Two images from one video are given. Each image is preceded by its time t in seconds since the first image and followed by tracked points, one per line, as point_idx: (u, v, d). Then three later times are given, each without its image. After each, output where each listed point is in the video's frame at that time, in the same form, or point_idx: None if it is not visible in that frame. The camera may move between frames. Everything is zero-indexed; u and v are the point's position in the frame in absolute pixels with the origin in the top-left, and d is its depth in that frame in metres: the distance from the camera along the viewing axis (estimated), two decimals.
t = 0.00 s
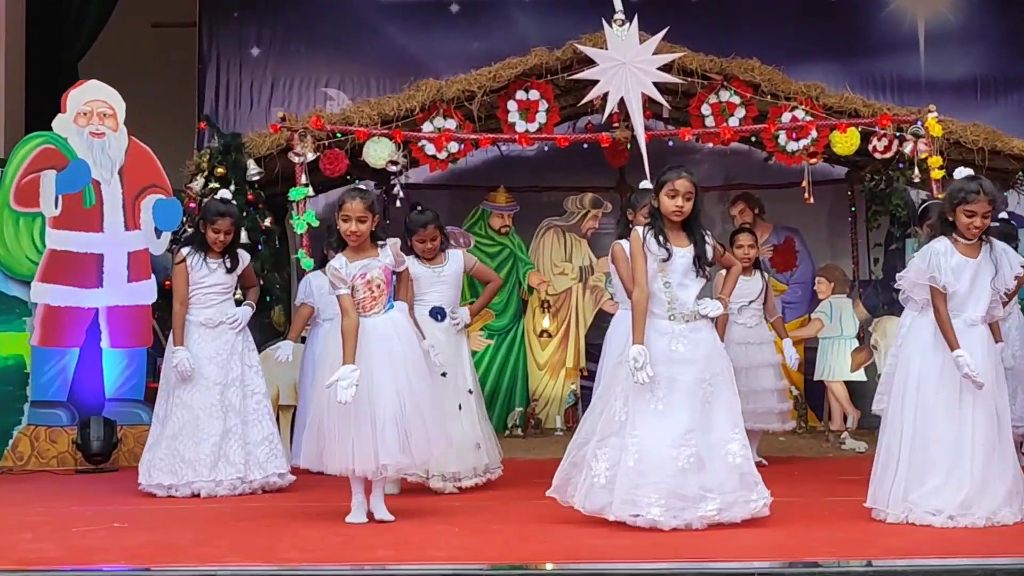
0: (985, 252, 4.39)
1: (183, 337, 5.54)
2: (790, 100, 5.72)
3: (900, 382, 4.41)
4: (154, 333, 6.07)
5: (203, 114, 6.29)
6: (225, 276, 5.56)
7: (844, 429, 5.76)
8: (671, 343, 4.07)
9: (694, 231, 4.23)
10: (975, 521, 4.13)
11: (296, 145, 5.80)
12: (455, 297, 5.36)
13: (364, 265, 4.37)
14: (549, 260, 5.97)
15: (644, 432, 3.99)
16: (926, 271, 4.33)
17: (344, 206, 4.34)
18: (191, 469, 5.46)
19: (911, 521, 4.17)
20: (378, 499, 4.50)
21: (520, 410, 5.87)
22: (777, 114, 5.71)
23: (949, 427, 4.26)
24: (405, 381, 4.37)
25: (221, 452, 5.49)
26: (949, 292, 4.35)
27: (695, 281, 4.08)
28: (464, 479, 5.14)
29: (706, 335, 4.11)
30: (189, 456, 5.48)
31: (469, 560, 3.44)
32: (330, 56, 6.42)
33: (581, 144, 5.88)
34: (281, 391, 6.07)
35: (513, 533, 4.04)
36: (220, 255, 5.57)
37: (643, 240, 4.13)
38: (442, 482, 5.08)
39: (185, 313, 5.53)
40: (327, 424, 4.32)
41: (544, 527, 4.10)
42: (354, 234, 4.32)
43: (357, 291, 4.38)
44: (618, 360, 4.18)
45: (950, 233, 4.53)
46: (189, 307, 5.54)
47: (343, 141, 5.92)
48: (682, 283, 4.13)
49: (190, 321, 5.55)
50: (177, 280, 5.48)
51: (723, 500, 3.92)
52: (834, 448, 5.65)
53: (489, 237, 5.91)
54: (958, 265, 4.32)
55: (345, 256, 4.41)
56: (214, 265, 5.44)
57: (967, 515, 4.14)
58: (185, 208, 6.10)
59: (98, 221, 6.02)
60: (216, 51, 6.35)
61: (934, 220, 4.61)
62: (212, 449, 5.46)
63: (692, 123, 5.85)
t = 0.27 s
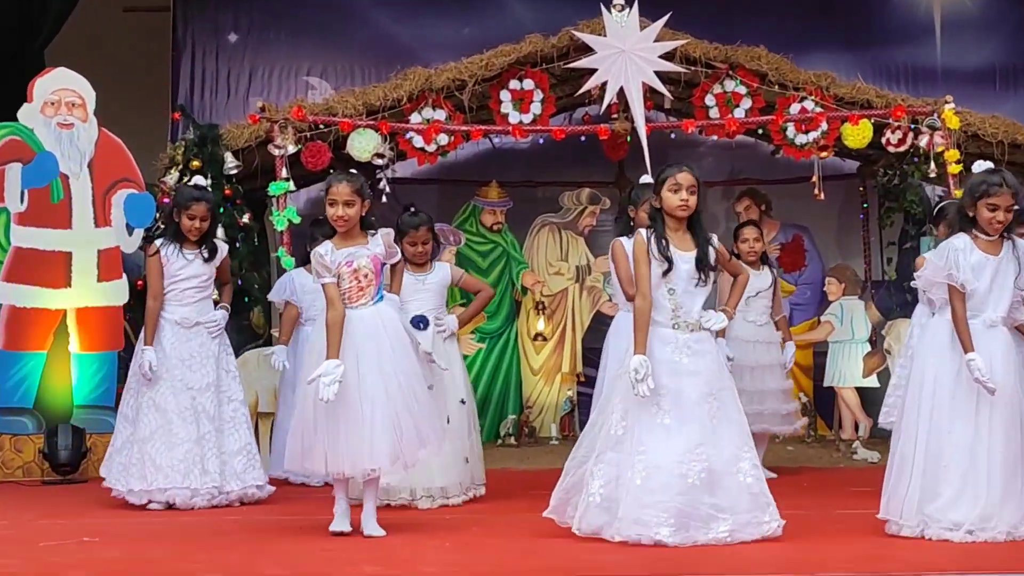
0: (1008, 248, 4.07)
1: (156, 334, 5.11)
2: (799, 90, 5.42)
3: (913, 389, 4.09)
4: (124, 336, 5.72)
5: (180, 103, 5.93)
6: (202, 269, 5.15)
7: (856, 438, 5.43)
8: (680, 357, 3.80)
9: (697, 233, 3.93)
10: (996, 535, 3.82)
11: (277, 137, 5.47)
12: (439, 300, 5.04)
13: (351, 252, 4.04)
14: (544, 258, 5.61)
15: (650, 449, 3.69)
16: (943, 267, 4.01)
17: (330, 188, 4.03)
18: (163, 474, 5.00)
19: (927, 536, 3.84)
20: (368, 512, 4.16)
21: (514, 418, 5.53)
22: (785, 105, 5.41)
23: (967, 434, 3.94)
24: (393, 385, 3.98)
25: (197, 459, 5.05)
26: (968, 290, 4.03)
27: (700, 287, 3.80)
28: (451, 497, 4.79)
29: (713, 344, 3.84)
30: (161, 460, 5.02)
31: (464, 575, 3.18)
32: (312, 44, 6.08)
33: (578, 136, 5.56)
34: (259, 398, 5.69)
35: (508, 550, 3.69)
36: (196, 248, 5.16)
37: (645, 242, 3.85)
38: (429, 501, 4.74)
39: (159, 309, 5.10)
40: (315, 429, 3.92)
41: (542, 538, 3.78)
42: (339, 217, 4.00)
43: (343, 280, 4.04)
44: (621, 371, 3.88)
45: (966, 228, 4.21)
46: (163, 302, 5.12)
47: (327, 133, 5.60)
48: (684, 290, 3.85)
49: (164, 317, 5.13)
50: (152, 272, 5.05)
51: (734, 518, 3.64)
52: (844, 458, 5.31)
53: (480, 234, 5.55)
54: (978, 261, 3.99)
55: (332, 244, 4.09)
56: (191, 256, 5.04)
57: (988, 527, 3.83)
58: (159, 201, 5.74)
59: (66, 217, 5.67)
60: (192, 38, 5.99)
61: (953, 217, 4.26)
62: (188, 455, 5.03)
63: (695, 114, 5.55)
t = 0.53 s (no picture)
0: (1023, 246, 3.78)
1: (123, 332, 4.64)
2: (803, 79, 5.12)
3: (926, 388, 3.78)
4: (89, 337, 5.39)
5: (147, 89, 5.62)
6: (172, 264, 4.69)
7: (862, 446, 5.15)
8: (679, 363, 3.50)
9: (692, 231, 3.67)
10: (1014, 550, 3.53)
11: (251, 127, 5.16)
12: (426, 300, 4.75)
13: (332, 250, 3.74)
14: (533, 256, 5.28)
15: (648, 463, 3.39)
16: (953, 264, 3.71)
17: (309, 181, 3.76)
18: (136, 482, 4.52)
19: (940, 546, 3.55)
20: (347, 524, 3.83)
21: (501, 425, 5.23)
22: (789, 94, 5.12)
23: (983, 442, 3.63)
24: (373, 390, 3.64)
25: (170, 465, 4.58)
26: (980, 291, 3.73)
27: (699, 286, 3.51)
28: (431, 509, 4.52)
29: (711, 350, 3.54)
30: (133, 467, 4.54)
31: None
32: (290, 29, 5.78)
33: (570, 127, 5.26)
34: (233, 402, 5.41)
35: (496, 566, 3.35)
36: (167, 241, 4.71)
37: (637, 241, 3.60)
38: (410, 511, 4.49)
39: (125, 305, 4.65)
40: (289, 436, 3.60)
41: (532, 555, 3.49)
42: (319, 212, 3.72)
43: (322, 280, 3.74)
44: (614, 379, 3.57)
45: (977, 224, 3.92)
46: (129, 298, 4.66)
47: (304, 122, 5.28)
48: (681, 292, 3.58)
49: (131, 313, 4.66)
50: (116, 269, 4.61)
51: (736, 535, 3.36)
52: (850, 466, 5.01)
53: (467, 230, 5.25)
54: (992, 259, 3.70)
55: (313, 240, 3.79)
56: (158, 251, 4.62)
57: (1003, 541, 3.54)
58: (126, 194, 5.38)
59: (27, 211, 5.35)
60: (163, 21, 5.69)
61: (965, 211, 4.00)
62: (161, 460, 4.56)
63: (693, 104, 5.26)
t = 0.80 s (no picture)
0: None
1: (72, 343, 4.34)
2: (798, 69, 4.86)
3: (927, 395, 3.51)
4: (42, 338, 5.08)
5: (104, 76, 5.34)
6: (124, 273, 4.37)
7: (859, 454, 4.91)
8: (666, 356, 3.33)
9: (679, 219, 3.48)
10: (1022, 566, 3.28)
11: (215, 118, 4.87)
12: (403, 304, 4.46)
13: (301, 256, 3.49)
14: (513, 254, 5.01)
15: (634, 464, 3.23)
16: (952, 266, 3.46)
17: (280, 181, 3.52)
18: (82, 500, 4.24)
19: (943, 564, 3.30)
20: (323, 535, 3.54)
21: (479, 433, 4.96)
22: (782, 85, 4.86)
23: (988, 450, 3.37)
24: (342, 397, 3.40)
25: (121, 482, 4.29)
26: (982, 294, 3.48)
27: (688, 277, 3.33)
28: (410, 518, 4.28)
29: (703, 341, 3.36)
30: (80, 484, 4.26)
31: None
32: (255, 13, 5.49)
33: (553, 118, 4.98)
34: (195, 408, 5.13)
35: None
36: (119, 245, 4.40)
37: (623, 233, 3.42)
38: (386, 522, 4.24)
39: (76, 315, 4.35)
40: (250, 447, 3.37)
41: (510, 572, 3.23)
42: (288, 213, 3.48)
43: (292, 288, 3.49)
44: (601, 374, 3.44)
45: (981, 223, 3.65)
46: (81, 308, 4.36)
47: (272, 112, 4.99)
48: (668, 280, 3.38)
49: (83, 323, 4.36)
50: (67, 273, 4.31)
51: (727, 539, 3.19)
52: (847, 477, 4.76)
53: (443, 227, 4.99)
54: (994, 261, 3.45)
55: (282, 246, 3.55)
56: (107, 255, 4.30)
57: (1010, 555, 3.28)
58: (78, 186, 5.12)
59: None
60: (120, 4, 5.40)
61: (967, 207, 3.76)
62: (110, 477, 4.27)
63: (682, 95, 4.99)
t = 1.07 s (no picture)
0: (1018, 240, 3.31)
1: (15, 341, 3.98)
2: (781, 56, 4.61)
3: (911, 397, 3.31)
4: None
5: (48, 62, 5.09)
6: (71, 261, 3.99)
7: (844, 462, 4.65)
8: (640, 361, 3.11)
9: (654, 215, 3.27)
10: None
11: (165, 105, 4.57)
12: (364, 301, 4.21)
13: (259, 238, 3.47)
14: (481, 251, 4.74)
15: (606, 471, 3.04)
16: (939, 265, 3.24)
17: (243, 161, 3.51)
18: (19, 507, 3.91)
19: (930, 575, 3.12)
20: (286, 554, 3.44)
21: (445, 440, 4.70)
22: (764, 73, 4.62)
23: (980, 453, 3.16)
24: (298, 391, 3.38)
25: (63, 488, 3.94)
26: (971, 292, 3.25)
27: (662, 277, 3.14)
28: (372, 535, 4.06)
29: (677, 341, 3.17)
30: (17, 489, 3.93)
31: None
32: None
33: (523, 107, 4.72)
34: (144, 412, 4.88)
35: None
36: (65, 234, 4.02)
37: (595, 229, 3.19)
38: (348, 539, 4.01)
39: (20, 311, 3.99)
40: (207, 442, 3.35)
41: None
42: (250, 193, 3.45)
43: (247, 270, 3.46)
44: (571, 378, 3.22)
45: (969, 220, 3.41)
46: (26, 304, 3.99)
47: (227, 99, 4.71)
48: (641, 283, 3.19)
49: (27, 320, 3.99)
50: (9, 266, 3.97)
51: (704, 552, 2.98)
52: (831, 485, 4.51)
53: (406, 222, 4.71)
54: (984, 257, 3.23)
55: (241, 226, 3.52)
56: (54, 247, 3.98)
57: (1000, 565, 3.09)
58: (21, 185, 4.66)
59: None
60: None
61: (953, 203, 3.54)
62: (50, 482, 3.92)
63: (660, 83, 4.73)
